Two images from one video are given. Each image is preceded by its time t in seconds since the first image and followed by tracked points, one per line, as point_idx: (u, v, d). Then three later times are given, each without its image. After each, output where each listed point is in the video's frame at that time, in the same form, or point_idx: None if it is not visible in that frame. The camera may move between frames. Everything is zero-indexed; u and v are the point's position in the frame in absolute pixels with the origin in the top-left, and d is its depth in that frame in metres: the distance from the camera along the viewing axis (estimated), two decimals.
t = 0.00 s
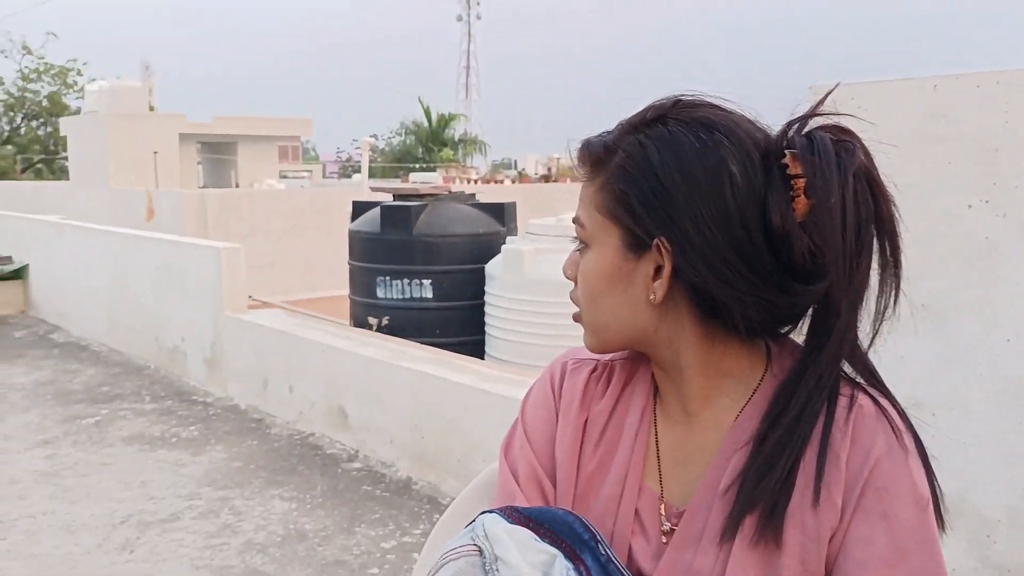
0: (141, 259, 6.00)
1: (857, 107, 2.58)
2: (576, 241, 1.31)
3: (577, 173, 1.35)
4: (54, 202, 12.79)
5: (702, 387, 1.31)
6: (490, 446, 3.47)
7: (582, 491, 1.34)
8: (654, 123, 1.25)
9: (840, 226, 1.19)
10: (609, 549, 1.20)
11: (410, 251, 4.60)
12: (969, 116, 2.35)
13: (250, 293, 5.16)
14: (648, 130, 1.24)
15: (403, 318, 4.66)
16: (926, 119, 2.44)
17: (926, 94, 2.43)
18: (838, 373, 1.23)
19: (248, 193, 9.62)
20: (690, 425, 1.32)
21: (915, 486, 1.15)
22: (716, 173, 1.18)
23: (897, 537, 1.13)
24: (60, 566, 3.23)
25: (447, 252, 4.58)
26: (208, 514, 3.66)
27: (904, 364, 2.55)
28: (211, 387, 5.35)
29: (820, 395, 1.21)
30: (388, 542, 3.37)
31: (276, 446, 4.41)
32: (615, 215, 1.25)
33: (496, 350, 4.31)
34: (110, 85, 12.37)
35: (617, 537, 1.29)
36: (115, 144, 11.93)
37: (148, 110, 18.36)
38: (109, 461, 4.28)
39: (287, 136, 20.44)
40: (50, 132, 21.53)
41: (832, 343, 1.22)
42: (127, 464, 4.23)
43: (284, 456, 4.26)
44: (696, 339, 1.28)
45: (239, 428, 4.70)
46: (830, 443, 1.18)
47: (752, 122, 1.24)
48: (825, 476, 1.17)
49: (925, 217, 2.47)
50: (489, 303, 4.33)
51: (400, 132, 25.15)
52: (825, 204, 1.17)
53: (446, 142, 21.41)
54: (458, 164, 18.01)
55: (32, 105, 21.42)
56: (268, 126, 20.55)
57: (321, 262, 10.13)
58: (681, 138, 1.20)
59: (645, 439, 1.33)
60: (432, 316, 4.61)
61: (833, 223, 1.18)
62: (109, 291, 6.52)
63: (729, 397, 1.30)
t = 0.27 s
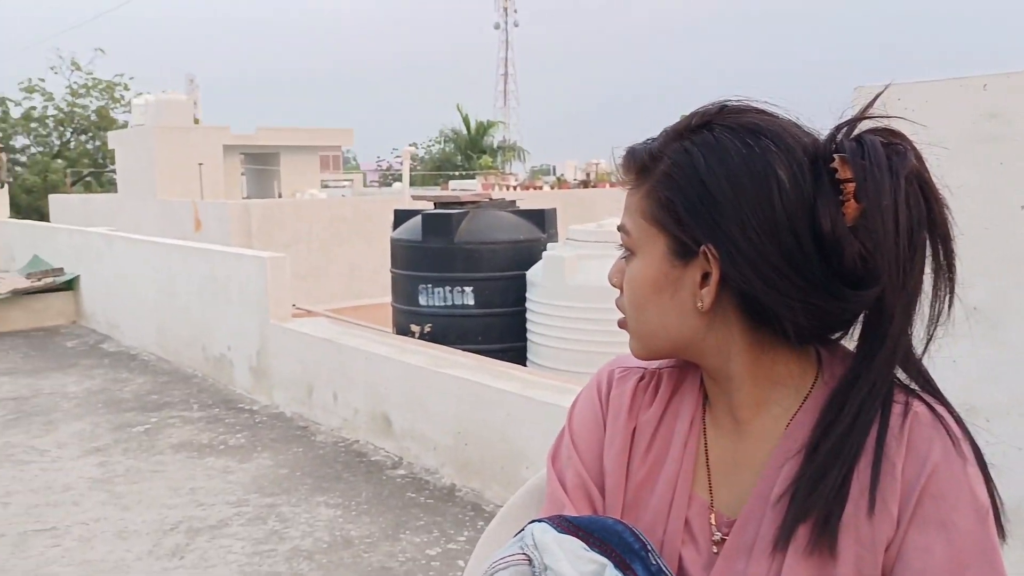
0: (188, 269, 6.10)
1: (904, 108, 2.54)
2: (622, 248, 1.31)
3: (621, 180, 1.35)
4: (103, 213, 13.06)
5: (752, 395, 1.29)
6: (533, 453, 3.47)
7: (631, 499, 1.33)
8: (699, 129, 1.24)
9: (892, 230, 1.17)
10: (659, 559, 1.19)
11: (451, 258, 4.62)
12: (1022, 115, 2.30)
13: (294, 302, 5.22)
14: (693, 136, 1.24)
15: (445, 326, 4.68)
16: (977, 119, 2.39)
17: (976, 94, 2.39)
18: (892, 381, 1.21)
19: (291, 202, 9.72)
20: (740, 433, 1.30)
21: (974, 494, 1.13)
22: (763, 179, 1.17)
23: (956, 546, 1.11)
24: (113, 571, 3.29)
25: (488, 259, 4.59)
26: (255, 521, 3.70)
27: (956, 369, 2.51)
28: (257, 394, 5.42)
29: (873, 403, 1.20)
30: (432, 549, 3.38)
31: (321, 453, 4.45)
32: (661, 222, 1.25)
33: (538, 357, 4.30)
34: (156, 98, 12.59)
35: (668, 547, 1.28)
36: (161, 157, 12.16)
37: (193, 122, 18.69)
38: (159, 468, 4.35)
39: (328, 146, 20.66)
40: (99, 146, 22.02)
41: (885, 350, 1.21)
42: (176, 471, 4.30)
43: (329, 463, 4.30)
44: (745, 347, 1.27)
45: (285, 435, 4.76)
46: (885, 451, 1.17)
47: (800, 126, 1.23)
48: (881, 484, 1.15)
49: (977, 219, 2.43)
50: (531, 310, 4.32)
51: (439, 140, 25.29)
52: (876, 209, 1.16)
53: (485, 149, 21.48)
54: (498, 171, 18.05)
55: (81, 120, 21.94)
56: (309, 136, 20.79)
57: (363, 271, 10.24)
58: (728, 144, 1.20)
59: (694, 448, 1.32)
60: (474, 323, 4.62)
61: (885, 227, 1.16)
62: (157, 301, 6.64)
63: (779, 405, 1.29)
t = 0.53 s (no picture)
0: (234, 279, 6.20)
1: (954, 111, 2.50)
2: (665, 258, 1.30)
3: (664, 190, 1.34)
4: (152, 224, 13.33)
5: (799, 406, 1.28)
6: (576, 462, 3.46)
7: (678, 511, 1.32)
8: (743, 138, 1.23)
9: (943, 238, 1.15)
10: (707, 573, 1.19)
11: (493, 267, 4.63)
12: None
13: (338, 310, 5.27)
14: (737, 145, 1.23)
15: (487, 334, 4.70)
16: None
17: None
18: (945, 391, 1.19)
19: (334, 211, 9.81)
20: (788, 445, 1.29)
21: None
22: (809, 188, 1.15)
23: (1015, 561, 1.08)
24: None
25: (530, 267, 4.60)
26: (301, 528, 3.74)
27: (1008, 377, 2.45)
28: (302, 402, 5.48)
29: (925, 414, 1.18)
30: (476, 557, 3.38)
31: (366, 461, 4.49)
32: (705, 232, 1.24)
33: (580, 365, 4.30)
34: (202, 110, 12.81)
35: (715, 560, 1.27)
36: (208, 168, 12.37)
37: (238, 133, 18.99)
38: (207, 475, 4.42)
39: (370, 155, 20.86)
40: (148, 158, 22.48)
41: (937, 360, 1.19)
42: (224, 479, 4.36)
43: (373, 471, 4.33)
44: (791, 358, 1.26)
45: (330, 443, 4.80)
46: (938, 463, 1.15)
47: (846, 134, 1.21)
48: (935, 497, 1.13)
49: None
50: (573, 318, 4.32)
51: (480, 147, 25.38)
52: (925, 217, 1.14)
53: (525, 156, 21.50)
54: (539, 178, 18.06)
55: (131, 133, 22.44)
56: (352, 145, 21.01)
57: (405, 279, 10.32)
58: (772, 152, 1.19)
59: (741, 459, 1.31)
60: (516, 331, 4.63)
61: (935, 235, 1.14)
62: (204, 310, 6.75)
63: (827, 416, 1.27)
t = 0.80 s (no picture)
0: (270, 288, 6.26)
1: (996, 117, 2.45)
2: (703, 268, 1.29)
3: (701, 199, 1.33)
4: (189, 234, 13.51)
5: (840, 417, 1.26)
6: (610, 472, 3.44)
7: (717, 523, 1.31)
8: (782, 146, 1.22)
9: (988, 248, 1.13)
10: None
11: (526, 276, 4.62)
12: None
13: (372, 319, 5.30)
14: (776, 153, 1.22)
15: (520, 343, 4.69)
16: None
17: None
18: (990, 404, 1.17)
19: (368, 221, 9.87)
20: (829, 457, 1.27)
21: None
22: (849, 196, 1.14)
23: None
24: None
25: (563, 276, 4.59)
26: (336, 536, 3.76)
27: None
28: (336, 411, 5.51)
29: (970, 427, 1.16)
30: (510, 567, 3.38)
31: (399, 470, 4.50)
32: (744, 240, 1.22)
33: (614, 374, 4.27)
34: (238, 121, 12.96)
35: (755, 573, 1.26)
36: (244, 179, 12.51)
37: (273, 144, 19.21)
38: (243, 483, 4.46)
39: (402, 164, 20.98)
40: (185, 169, 22.81)
41: (982, 371, 1.17)
42: (259, 486, 4.40)
43: (407, 480, 4.34)
44: (832, 369, 1.24)
45: (364, 451, 4.82)
46: (984, 476, 1.13)
47: (888, 142, 1.20)
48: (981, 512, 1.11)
49: None
50: (606, 327, 4.30)
51: (511, 156, 25.44)
52: (969, 226, 1.12)
53: (557, 165, 21.52)
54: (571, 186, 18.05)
55: (168, 144, 22.80)
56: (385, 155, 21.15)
57: (438, 287, 10.36)
58: (812, 161, 1.17)
59: (780, 471, 1.30)
60: (549, 340, 4.62)
61: (981, 244, 1.12)
62: (240, 319, 6.82)
63: (868, 428, 1.25)
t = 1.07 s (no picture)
0: (287, 296, 6.28)
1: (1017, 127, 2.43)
2: (718, 280, 1.28)
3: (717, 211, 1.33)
4: (208, 242, 13.60)
5: (856, 432, 1.25)
6: (626, 483, 3.42)
7: (731, 537, 1.30)
8: (798, 159, 1.22)
9: (1006, 263, 1.12)
10: None
11: (542, 285, 4.62)
12: None
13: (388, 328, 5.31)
14: (792, 167, 1.21)
15: (536, 352, 4.69)
16: None
17: None
18: (1009, 419, 1.16)
19: (385, 230, 9.91)
20: (844, 472, 1.26)
21: None
22: (865, 210, 1.13)
23: None
24: None
25: (579, 286, 4.58)
26: (351, 545, 3.77)
27: None
28: (352, 419, 5.52)
29: (987, 442, 1.15)
30: None
31: (414, 479, 4.50)
32: (758, 253, 1.22)
33: (629, 384, 4.26)
34: (257, 130, 13.05)
35: None
36: (262, 187, 12.59)
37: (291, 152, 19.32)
38: (259, 490, 4.47)
39: (420, 173, 21.05)
40: (204, 177, 22.99)
41: (1001, 387, 1.15)
42: (275, 494, 4.41)
43: (422, 489, 4.35)
44: (848, 383, 1.23)
45: (379, 460, 4.83)
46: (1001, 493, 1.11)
47: (905, 156, 1.19)
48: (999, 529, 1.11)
49: None
50: (623, 337, 4.29)
51: (529, 165, 25.48)
52: (988, 240, 1.11)
53: (574, 174, 21.52)
54: (588, 196, 18.04)
55: (188, 152, 23.00)
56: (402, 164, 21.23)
57: (454, 295, 10.38)
58: (829, 174, 1.17)
59: (795, 486, 1.29)
60: (565, 349, 4.61)
61: (998, 258, 1.11)
62: (257, 327, 6.86)
63: (885, 443, 1.24)
